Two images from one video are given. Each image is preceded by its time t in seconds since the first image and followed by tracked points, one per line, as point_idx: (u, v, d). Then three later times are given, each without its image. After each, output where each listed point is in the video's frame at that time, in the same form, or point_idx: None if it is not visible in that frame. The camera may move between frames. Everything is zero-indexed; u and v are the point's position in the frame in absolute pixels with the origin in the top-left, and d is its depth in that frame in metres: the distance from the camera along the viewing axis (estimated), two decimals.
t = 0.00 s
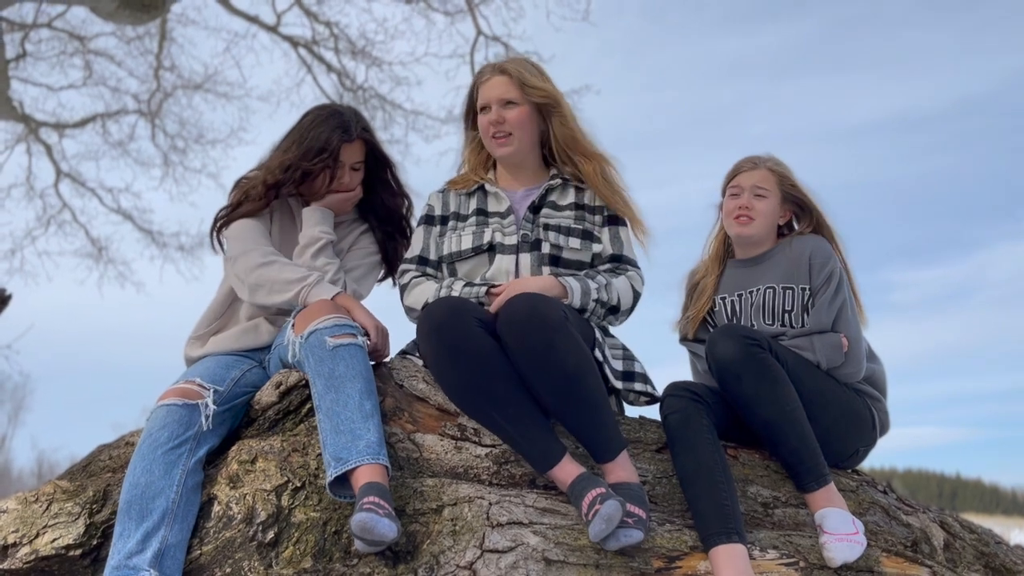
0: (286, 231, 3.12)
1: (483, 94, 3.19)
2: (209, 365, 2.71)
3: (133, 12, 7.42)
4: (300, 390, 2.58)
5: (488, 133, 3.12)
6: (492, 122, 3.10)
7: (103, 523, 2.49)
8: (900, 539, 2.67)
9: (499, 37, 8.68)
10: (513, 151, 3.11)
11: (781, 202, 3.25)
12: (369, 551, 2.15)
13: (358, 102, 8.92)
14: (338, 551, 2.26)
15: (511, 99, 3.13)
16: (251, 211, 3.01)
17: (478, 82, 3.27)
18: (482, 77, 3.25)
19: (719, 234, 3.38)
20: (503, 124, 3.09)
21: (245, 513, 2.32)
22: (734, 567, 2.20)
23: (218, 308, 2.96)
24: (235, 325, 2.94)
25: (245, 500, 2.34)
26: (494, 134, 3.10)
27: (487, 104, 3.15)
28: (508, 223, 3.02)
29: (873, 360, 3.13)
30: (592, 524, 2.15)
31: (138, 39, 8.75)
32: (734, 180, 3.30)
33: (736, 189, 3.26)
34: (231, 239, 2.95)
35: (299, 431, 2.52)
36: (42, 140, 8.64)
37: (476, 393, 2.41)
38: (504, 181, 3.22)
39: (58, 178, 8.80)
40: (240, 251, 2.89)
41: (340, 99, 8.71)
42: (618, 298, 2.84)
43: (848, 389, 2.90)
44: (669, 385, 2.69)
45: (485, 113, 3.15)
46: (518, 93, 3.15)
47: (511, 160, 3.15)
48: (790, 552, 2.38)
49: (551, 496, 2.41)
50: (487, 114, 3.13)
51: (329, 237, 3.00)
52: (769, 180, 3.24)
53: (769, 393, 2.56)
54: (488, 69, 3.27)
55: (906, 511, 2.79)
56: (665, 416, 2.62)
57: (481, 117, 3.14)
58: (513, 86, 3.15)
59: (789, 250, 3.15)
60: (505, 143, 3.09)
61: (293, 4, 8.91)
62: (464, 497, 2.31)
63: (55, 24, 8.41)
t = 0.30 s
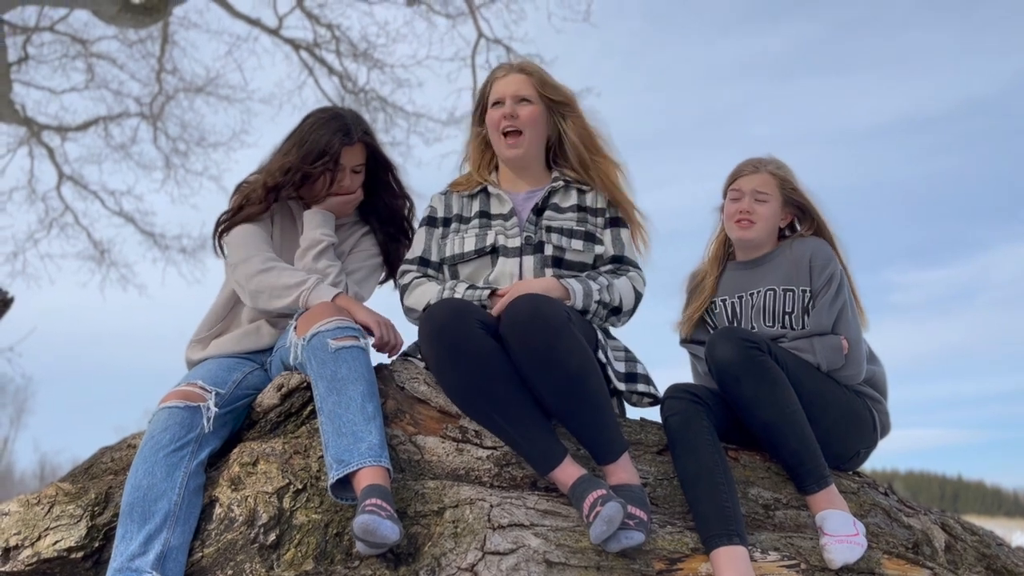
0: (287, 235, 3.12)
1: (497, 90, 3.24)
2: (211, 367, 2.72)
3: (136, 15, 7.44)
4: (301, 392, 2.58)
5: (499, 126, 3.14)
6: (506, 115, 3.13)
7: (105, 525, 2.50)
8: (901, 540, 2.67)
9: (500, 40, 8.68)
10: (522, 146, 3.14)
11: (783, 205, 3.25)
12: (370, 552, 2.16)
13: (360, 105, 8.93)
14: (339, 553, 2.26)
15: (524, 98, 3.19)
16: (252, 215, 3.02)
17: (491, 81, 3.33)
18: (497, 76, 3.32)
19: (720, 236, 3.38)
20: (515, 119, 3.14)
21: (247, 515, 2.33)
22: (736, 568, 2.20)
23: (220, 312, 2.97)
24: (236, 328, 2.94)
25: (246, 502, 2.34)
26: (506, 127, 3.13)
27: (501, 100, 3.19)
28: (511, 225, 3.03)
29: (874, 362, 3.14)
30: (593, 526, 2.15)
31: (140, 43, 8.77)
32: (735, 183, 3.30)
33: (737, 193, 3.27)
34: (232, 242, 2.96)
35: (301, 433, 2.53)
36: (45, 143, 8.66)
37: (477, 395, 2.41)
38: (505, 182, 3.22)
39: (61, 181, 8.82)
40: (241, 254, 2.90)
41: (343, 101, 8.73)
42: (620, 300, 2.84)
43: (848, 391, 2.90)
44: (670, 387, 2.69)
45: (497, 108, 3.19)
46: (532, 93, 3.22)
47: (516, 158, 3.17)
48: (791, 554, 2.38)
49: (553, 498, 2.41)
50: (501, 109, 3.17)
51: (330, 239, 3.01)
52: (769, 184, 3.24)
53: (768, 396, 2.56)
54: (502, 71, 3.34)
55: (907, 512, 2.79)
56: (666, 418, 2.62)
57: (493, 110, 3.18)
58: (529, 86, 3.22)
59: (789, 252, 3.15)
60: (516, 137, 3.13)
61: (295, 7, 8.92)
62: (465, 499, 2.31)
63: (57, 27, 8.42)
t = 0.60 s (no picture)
0: (291, 238, 3.13)
1: (506, 94, 3.23)
2: (214, 369, 2.72)
3: (138, 19, 7.46)
4: (304, 395, 2.59)
5: (508, 130, 3.13)
6: (516, 119, 3.12)
7: (108, 528, 2.50)
8: (905, 543, 2.66)
9: (502, 42, 8.69)
10: (528, 151, 3.13)
11: (786, 208, 3.25)
12: (373, 555, 2.15)
13: (362, 108, 8.94)
14: (342, 555, 2.26)
15: (533, 103, 3.19)
16: (255, 218, 3.02)
17: (498, 85, 3.32)
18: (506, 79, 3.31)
19: (723, 238, 3.38)
20: (524, 124, 3.13)
21: (250, 518, 2.33)
22: (739, 571, 2.20)
23: (224, 315, 2.98)
24: (239, 331, 2.94)
25: (250, 504, 2.34)
26: (515, 131, 3.12)
27: (510, 103, 3.18)
28: (513, 227, 3.03)
29: (876, 364, 3.13)
30: (596, 528, 2.15)
31: (142, 46, 8.78)
32: (739, 186, 3.30)
33: (740, 196, 3.27)
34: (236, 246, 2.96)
35: (304, 435, 2.53)
36: (47, 146, 8.68)
37: (484, 396, 2.41)
38: (506, 186, 3.22)
39: (63, 184, 8.83)
40: (243, 256, 2.90)
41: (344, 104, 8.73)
42: (628, 303, 2.84)
43: (850, 394, 2.90)
44: (673, 390, 2.69)
45: (506, 111, 3.18)
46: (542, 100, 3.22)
47: (520, 162, 3.17)
48: (794, 556, 2.38)
49: (556, 500, 2.41)
50: (510, 112, 3.16)
51: (332, 241, 3.02)
52: (772, 187, 3.24)
53: (768, 400, 2.56)
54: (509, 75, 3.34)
55: (910, 515, 2.78)
56: (670, 419, 2.62)
57: (501, 113, 3.16)
58: (539, 93, 3.23)
59: (792, 254, 3.15)
60: (524, 142, 3.12)
61: (296, 11, 8.93)
62: (468, 501, 2.31)
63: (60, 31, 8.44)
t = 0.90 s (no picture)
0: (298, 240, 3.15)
1: (514, 98, 3.22)
2: (219, 372, 2.73)
3: (142, 23, 7.49)
4: (309, 398, 2.59)
5: (513, 134, 3.12)
6: (523, 125, 3.12)
7: (113, 530, 2.51)
8: (910, 546, 2.66)
9: (504, 46, 8.71)
10: (532, 157, 3.14)
11: (790, 211, 3.25)
12: (378, 557, 2.16)
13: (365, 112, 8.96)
14: (347, 557, 2.27)
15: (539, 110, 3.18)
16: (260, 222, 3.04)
17: (506, 88, 3.31)
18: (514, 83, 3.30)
19: (728, 241, 3.38)
20: (531, 130, 3.13)
21: (255, 520, 2.33)
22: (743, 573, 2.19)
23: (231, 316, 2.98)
24: (245, 331, 2.96)
25: (254, 507, 2.35)
26: (520, 136, 3.12)
27: (518, 108, 3.18)
28: (515, 231, 3.03)
29: (880, 367, 3.13)
30: (600, 531, 2.15)
31: (146, 51, 8.81)
32: (742, 189, 3.30)
33: (744, 200, 3.27)
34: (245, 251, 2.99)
35: (308, 438, 2.53)
36: (52, 150, 8.71)
37: (484, 401, 2.41)
38: (506, 190, 3.22)
39: (67, 188, 8.86)
40: (252, 262, 2.93)
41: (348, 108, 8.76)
42: (630, 301, 2.84)
43: (854, 396, 2.90)
44: (677, 392, 2.69)
45: (512, 116, 3.17)
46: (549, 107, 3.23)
47: (522, 167, 3.17)
48: (799, 559, 2.37)
49: (560, 503, 2.41)
50: (517, 117, 3.15)
51: (336, 244, 3.02)
52: (775, 191, 3.24)
53: (770, 403, 2.56)
54: (516, 79, 3.33)
55: (915, 518, 2.78)
56: (673, 422, 2.62)
57: (508, 117, 3.15)
58: (546, 100, 3.23)
59: (797, 257, 3.15)
60: (528, 148, 3.12)
61: (300, 15, 8.95)
62: (472, 503, 2.32)
63: (64, 36, 8.47)
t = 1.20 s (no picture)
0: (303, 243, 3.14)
1: (527, 103, 3.19)
2: (223, 375, 2.74)
3: (145, 27, 7.50)
4: (312, 401, 2.60)
5: (525, 142, 3.12)
6: (536, 133, 3.11)
7: (117, 534, 2.52)
8: (913, 549, 2.65)
9: (506, 49, 8.72)
10: (540, 167, 3.14)
11: (794, 214, 3.25)
12: (381, 561, 2.16)
13: (368, 115, 8.98)
14: (350, 561, 2.28)
15: (550, 118, 3.17)
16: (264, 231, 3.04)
17: (517, 91, 3.27)
18: (527, 85, 3.26)
19: (732, 244, 3.38)
20: (542, 139, 3.12)
21: (258, 524, 2.33)
22: None
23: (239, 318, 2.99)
24: (251, 332, 2.96)
25: (258, 510, 2.35)
26: (531, 145, 3.11)
27: (531, 115, 3.15)
28: (519, 234, 3.03)
29: (883, 370, 3.13)
30: (603, 534, 2.15)
31: (150, 54, 8.84)
32: (747, 193, 3.30)
33: (748, 204, 3.27)
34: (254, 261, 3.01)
35: (311, 441, 2.54)
36: (56, 153, 8.73)
37: (487, 405, 2.41)
38: (508, 194, 3.23)
39: (71, 192, 8.88)
40: (263, 268, 2.95)
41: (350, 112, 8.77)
42: (624, 299, 2.85)
43: (857, 400, 2.90)
44: (680, 396, 2.69)
45: (524, 123, 3.15)
46: (560, 116, 3.22)
47: (528, 174, 3.18)
48: (802, 562, 2.37)
49: (563, 506, 2.41)
50: (530, 125, 3.13)
51: (342, 246, 3.02)
52: (779, 195, 3.24)
53: (768, 408, 2.56)
54: (526, 82, 3.29)
55: (919, 521, 2.77)
56: (675, 426, 2.62)
57: (520, 125, 3.14)
58: (557, 108, 3.21)
59: (802, 261, 3.15)
60: (538, 158, 3.12)
61: (303, 18, 8.97)
62: (475, 507, 2.32)
63: (68, 40, 8.49)
